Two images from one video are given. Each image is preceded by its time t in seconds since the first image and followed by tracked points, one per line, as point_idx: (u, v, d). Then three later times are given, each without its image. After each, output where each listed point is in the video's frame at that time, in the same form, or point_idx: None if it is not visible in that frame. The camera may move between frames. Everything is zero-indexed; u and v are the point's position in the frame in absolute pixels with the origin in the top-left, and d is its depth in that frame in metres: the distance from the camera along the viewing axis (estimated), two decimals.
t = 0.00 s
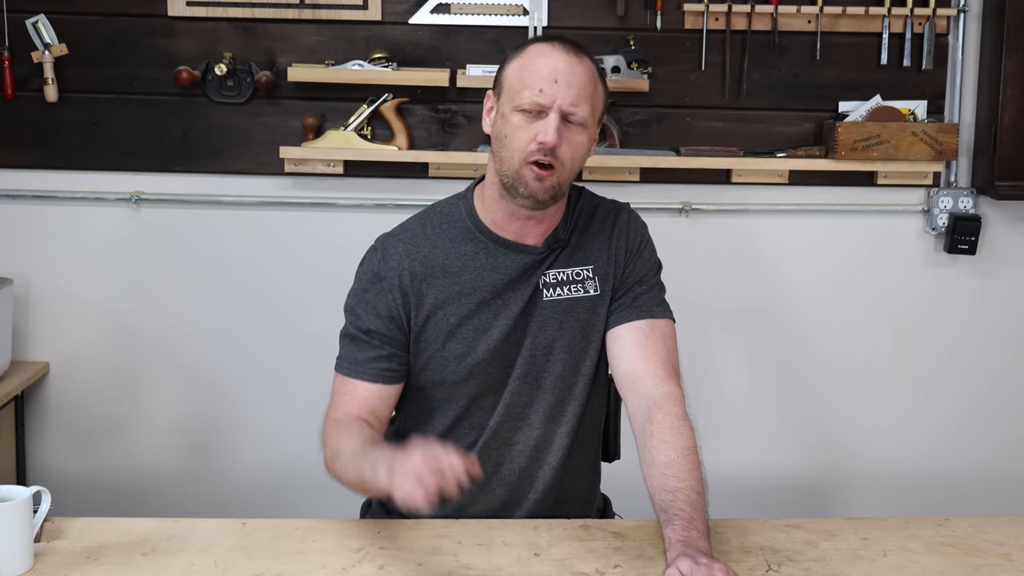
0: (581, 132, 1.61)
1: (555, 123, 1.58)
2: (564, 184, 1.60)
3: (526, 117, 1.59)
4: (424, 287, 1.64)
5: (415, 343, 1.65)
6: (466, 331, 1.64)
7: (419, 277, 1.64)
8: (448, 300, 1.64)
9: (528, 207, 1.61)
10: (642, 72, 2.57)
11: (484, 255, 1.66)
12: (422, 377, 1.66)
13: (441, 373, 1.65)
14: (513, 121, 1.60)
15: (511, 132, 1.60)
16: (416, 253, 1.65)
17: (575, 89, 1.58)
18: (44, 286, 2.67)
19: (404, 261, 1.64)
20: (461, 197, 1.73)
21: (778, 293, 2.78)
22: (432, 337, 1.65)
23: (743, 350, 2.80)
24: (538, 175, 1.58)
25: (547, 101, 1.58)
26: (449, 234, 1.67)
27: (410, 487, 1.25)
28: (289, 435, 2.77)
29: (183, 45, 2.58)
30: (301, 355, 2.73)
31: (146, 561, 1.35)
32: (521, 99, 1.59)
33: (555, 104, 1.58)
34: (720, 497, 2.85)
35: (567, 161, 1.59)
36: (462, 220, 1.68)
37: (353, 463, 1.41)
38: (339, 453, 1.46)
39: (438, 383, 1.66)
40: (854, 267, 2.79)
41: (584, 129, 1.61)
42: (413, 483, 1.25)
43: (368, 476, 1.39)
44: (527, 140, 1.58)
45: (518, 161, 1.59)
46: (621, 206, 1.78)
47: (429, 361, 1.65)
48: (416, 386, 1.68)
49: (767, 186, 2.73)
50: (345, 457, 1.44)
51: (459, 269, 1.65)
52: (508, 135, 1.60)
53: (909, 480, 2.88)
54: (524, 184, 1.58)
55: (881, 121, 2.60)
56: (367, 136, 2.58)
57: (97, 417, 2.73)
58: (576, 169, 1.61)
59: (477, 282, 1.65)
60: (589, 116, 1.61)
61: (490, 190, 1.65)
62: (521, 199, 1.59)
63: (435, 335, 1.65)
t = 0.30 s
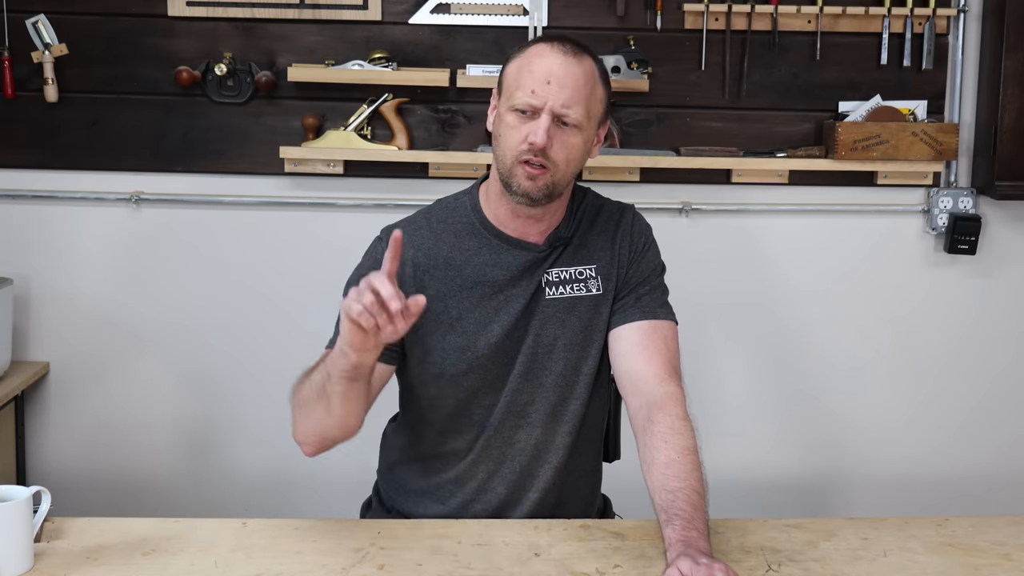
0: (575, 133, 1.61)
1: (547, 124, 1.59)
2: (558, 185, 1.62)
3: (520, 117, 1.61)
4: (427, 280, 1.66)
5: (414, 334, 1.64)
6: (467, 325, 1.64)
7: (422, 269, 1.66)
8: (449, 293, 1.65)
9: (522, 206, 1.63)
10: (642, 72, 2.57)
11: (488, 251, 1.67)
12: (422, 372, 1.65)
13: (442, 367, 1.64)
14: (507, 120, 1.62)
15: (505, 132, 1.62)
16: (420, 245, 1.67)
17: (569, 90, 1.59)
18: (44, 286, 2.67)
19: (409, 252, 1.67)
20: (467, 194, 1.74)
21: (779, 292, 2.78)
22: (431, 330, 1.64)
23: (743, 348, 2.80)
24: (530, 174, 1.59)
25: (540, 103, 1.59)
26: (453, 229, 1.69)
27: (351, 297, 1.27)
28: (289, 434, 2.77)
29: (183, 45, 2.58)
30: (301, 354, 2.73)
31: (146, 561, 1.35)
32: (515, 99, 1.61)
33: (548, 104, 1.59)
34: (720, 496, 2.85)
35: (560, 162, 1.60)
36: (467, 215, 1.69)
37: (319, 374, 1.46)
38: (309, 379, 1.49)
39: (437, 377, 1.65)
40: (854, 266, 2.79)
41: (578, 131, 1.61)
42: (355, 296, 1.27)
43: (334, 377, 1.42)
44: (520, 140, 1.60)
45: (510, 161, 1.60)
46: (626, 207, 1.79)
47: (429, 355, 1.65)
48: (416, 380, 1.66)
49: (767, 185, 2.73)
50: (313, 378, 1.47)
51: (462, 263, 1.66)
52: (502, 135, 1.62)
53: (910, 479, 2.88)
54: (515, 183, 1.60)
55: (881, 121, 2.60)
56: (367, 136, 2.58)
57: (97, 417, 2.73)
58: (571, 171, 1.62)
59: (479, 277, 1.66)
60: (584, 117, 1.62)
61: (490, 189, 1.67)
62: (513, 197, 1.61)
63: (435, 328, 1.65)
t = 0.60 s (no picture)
0: (575, 132, 1.62)
1: (547, 123, 1.59)
2: (562, 185, 1.61)
3: (520, 117, 1.61)
4: (426, 283, 1.65)
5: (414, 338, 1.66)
6: (467, 327, 1.65)
7: (421, 272, 1.66)
8: (450, 296, 1.65)
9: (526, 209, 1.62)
10: (642, 72, 2.58)
11: (488, 253, 1.67)
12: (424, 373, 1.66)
13: (443, 369, 1.65)
14: (507, 122, 1.61)
15: (505, 134, 1.62)
16: (420, 247, 1.67)
17: (567, 87, 1.59)
18: (43, 286, 2.67)
19: (409, 254, 1.66)
20: (466, 195, 1.74)
21: (779, 292, 2.78)
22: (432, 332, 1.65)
23: (743, 348, 2.80)
24: (532, 176, 1.59)
25: (539, 102, 1.59)
26: (453, 230, 1.69)
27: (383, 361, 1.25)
28: (289, 434, 2.77)
29: (183, 45, 2.58)
30: (301, 354, 2.73)
31: (146, 561, 1.35)
32: (513, 99, 1.61)
33: (547, 103, 1.59)
34: (720, 496, 2.85)
35: (562, 161, 1.60)
36: (468, 217, 1.69)
37: (332, 404, 1.45)
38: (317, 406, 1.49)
39: (438, 379, 1.65)
40: (855, 266, 2.79)
41: (578, 128, 1.62)
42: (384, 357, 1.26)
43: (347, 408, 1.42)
44: (521, 141, 1.59)
45: (512, 163, 1.60)
46: (626, 207, 1.79)
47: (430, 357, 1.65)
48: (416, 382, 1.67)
49: (767, 186, 2.73)
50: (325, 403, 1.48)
51: (462, 266, 1.66)
52: (502, 137, 1.62)
53: (910, 480, 2.88)
54: (518, 185, 1.59)
55: (881, 121, 2.60)
56: (367, 137, 2.58)
57: (98, 417, 2.73)
58: (573, 170, 1.62)
59: (479, 280, 1.66)
60: (583, 115, 1.62)
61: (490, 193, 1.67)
62: (516, 200, 1.60)
63: (435, 330, 1.65)
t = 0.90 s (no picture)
0: (573, 124, 1.61)
1: (546, 117, 1.59)
2: (566, 178, 1.61)
3: (517, 115, 1.60)
4: (424, 290, 1.65)
5: (413, 346, 1.66)
6: (464, 333, 1.65)
7: (418, 281, 1.65)
8: (448, 302, 1.65)
9: (532, 206, 1.60)
10: (642, 72, 2.58)
11: (485, 257, 1.66)
12: (424, 376, 1.67)
13: (442, 375, 1.66)
14: (505, 122, 1.61)
15: (504, 135, 1.61)
16: (416, 256, 1.66)
17: (561, 80, 1.59)
18: (43, 286, 2.67)
19: (405, 264, 1.65)
20: (463, 199, 1.73)
21: (778, 293, 2.78)
22: (430, 339, 1.65)
23: (743, 349, 2.80)
24: (537, 172, 1.58)
25: (535, 98, 1.59)
26: (450, 236, 1.68)
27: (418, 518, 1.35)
28: (289, 434, 2.77)
29: (183, 45, 2.58)
30: (301, 354, 2.73)
31: (146, 561, 1.35)
32: (508, 99, 1.60)
33: (543, 98, 1.59)
34: (720, 497, 2.85)
35: (565, 153, 1.59)
36: (465, 222, 1.68)
37: (359, 464, 1.55)
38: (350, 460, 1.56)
39: (436, 383, 1.67)
40: (855, 267, 2.79)
41: (576, 120, 1.61)
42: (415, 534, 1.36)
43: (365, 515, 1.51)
44: (522, 139, 1.59)
45: (515, 162, 1.59)
46: (623, 206, 1.78)
47: (429, 361, 1.66)
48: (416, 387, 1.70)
49: (767, 186, 2.73)
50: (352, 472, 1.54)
51: (459, 271, 1.66)
52: (501, 138, 1.61)
53: (910, 480, 2.88)
54: (523, 183, 1.58)
55: (881, 121, 2.60)
56: (367, 136, 2.58)
57: (98, 418, 2.73)
58: (575, 162, 1.62)
59: (476, 285, 1.65)
60: (579, 106, 1.62)
61: (490, 196, 1.65)
62: (523, 198, 1.59)
63: (434, 337, 1.65)
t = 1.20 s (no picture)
0: (566, 102, 1.62)
1: (539, 97, 1.59)
2: (564, 156, 1.60)
3: (511, 99, 1.60)
4: (418, 277, 1.65)
5: (407, 335, 1.66)
6: (459, 322, 1.65)
7: (412, 267, 1.65)
8: (442, 291, 1.65)
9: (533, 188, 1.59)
10: (642, 72, 2.58)
11: (480, 247, 1.66)
12: (419, 367, 1.67)
13: (436, 364, 1.65)
14: (498, 108, 1.61)
15: (499, 121, 1.61)
16: (411, 242, 1.66)
17: (549, 60, 1.60)
18: (44, 286, 2.67)
19: (400, 251, 1.66)
20: (460, 188, 1.74)
21: (777, 292, 2.78)
22: (425, 326, 1.65)
23: (742, 348, 2.80)
24: (537, 151, 1.57)
25: (526, 80, 1.60)
26: (445, 224, 1.68)
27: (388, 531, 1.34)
28: (289, 435, 2.77)
29: (183, 45, 2.58)
30: (301, 355, 2.73)
31: (146, 561, 1.35)
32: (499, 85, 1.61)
33: (534, 80, 1.60)
34: (720, 496, 2.85)
35: (562, 131, 1.59)
36: (461, 211, 1.69)
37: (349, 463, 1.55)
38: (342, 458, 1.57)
39: (431, 373, 1.66)
40: (855, 267, 2.79)
41: (568, 98, 1.62)
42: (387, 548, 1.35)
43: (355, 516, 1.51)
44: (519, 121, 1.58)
45: (514, 144, 1.58)
46: (618, 197, 1.78)
47: (424, 350, 1.66)
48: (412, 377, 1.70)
49: (767, 186, 2.73)
50: (342, 470, 1.55)
51: (454, 260, 1.66)
52: (497, 124, 1.61)
53: (910, 480, 2.87)
54: (524, 164, 1.57)
55: (881, 121, 2.60)
56: (367, 136, 2.58)
57: (98, 417, 2.73)
58: (571, 139, 1.62)
59: (471, 274, 1.65)
60: (568, 85, 1.63)
61: (486, 185, 1.65)
62: (525, 180, 1.58)
63: (428, 325, 1.65)
